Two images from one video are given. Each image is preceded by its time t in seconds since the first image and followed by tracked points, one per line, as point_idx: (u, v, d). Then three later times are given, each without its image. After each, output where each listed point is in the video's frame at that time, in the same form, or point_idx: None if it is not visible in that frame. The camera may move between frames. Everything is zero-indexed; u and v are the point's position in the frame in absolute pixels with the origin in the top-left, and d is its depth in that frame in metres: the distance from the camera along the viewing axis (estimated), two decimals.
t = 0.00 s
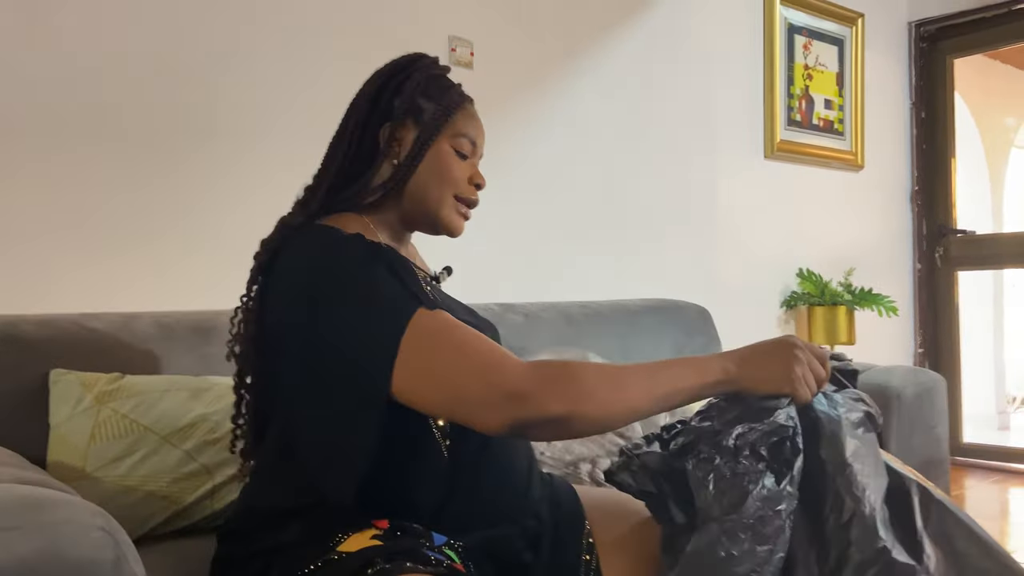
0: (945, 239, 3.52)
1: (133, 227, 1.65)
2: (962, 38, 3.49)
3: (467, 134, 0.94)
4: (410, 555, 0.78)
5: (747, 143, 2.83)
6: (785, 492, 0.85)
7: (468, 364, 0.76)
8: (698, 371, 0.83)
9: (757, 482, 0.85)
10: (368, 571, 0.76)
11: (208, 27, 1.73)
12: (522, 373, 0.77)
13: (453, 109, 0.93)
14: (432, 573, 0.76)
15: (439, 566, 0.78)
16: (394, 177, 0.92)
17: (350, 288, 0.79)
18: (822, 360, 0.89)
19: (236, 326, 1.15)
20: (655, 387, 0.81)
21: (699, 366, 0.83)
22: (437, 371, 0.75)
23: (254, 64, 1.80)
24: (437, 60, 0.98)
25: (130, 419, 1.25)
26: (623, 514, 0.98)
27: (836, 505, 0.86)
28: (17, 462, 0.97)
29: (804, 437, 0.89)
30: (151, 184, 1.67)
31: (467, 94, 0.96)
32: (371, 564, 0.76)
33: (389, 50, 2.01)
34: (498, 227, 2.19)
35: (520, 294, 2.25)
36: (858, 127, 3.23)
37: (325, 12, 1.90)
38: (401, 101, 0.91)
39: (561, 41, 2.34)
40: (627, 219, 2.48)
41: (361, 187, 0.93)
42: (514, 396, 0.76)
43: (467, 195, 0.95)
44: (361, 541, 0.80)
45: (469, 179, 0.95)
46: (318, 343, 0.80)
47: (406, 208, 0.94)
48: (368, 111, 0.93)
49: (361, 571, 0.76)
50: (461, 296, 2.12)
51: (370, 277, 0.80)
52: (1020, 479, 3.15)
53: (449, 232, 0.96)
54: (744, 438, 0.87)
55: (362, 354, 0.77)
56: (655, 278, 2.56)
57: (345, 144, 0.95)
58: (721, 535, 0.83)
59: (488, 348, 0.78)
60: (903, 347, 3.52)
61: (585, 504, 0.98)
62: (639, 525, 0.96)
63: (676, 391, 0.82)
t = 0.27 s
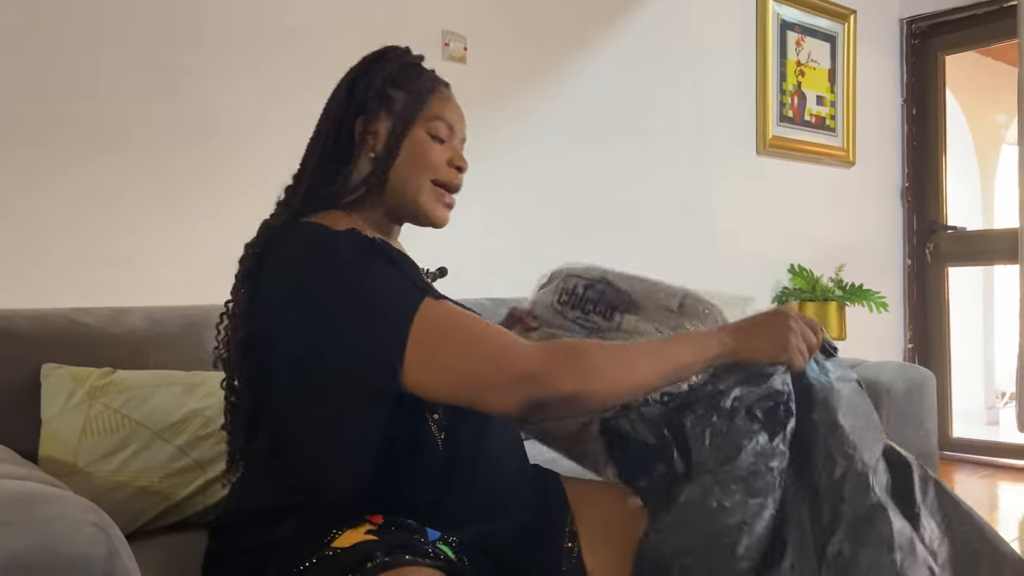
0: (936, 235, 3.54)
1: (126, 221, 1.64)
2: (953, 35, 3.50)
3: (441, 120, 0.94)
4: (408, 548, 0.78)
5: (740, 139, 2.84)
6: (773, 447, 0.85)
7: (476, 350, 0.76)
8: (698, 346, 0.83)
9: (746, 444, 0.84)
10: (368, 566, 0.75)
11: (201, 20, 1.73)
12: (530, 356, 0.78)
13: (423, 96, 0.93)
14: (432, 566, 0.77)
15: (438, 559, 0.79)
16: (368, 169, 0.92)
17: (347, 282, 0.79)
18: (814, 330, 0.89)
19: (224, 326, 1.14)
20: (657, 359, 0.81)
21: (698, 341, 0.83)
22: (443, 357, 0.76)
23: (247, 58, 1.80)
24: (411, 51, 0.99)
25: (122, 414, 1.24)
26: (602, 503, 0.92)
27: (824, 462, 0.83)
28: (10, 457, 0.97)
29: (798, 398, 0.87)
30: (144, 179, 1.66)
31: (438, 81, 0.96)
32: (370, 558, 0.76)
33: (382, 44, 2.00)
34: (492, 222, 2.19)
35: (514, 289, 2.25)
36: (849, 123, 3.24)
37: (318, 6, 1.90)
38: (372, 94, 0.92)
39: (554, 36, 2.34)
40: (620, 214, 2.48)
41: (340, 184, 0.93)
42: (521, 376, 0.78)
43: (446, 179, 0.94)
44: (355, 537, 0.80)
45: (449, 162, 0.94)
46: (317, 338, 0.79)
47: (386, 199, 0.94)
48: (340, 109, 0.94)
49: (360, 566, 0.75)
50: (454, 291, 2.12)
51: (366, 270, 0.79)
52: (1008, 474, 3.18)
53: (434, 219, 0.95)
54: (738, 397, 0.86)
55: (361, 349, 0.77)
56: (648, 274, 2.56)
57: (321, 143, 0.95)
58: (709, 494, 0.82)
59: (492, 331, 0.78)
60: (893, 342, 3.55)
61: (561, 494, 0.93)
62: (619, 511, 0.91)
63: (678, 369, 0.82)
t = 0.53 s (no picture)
0: (935, 233, 3.54)
1: (125, 218, 1.64)
2: (953, 33, 3.50)
3: (365, 96, 0.97)
4: (404, 548, 0.77)
5: (739, 137, 2.84)
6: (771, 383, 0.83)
7: (469, 336, 0.76)
8: (681, 290, 0.83)
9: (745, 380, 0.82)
10: (362, 565, 0.75)
11: (200, 17, 1.72)
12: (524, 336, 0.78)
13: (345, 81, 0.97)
14: (428, 565, 0.76)
15: (434, 559, 0.78)
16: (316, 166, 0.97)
17: (344, 277, 0.79)
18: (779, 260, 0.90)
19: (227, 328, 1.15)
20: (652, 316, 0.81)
21: (681, 285, 0.83)
22: (434, 345, 0.76)
23: (245, 54, 1.79)
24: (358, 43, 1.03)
25: (121, 411, 1.24)
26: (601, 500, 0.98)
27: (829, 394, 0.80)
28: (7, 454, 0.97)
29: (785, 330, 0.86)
30: (142, 175, 1.66)
31: (364, 62, 0.99)
32: (365, 557, 0.75)
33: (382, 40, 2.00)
34: (491, 220, 2.19)
35: (513, 287, 2.25)
36: (849, 121, 3.24)
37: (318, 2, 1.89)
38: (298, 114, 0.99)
39: (554, 34, 2.34)
40: (619, 212, 2.48)
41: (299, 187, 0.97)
42: (520, 364, 0.77)
43: (384, 147, 0.95)
44: (352, 534, 0.79)
45: (378, 130, 0.95)
46: (317, 334, 0.80)
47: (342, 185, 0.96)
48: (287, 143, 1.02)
49: (355, 564, 0.75)
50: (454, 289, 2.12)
51: (362, 265, 0.80)
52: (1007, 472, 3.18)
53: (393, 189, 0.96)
54: (734, 338, 0.84)
55: (359, 343, 0.77)
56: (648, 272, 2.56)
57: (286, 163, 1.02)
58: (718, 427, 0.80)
59: (491, 322, 0.78)
60: (892, 341, 3.55)
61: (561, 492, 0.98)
62: (618, 509, 0.97)
63: (666, 314, 0.82)
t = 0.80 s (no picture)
0: (934, 230, 3.55)
1: (124, 213, 1.64)
2: (953, 29, 3.49)
3: (353, 99, 0.96)
4: (409, 539, 0.78)
5: (739, 133, 2.84)
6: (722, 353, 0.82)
7: (452, 336, 0.77)
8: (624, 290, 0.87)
9: (699, 354, 0.83)
10: (368, 555, 0.75)
11: (198, 12, 1.72)
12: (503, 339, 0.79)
13: (333, 81, 0.95)
14: (434, 556, 0.76)
15: (439, 550, 0.78)
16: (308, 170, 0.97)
17: (340, 274, 0.80)
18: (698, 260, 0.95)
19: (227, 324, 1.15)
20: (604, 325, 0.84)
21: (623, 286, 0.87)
22: (419, 349, 0.77)
23: (244, 50, 1.79)
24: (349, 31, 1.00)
25: (120, 406, 1.25)
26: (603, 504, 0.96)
27: (771, 359, 0.80)
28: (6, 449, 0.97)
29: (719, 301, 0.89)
30: (141, 171, 1.66)
31: (352, 59, 0.97)
32: (370, 549, 0.76)
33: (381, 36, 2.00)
34: (490, 216, 2.19)
35: (513, 282, 2.25)
36: (849, 118, 3.24)
37: None
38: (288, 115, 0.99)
39: (554, 29, 2.34)
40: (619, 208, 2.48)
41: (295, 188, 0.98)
42: (506, 368, 0.78)
43: (374, 152, 0.96)
44: (356, 527, 0.79)
45: (365, 139, 0.95)
46: (316, 329, 0.81)
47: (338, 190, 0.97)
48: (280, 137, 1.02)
49: (360, 556, 0.75)
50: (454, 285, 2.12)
51: (357, 261, 0.80)
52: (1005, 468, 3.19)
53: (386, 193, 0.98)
54: (677, 332, 0.86)
55: (357, 339, 0.78)
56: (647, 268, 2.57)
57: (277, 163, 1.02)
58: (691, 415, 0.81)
59: (475, 323, 0.79)
60: (891, 337, 3.56)
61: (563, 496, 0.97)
62: (617, 510, 0.95)
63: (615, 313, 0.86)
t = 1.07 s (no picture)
0: (934, 226, 3.56)
1: (124, 210, 1.64)
2: (954, 25, 3.49)
3: (384, 94, 0.94)
4: (411, 537, 0.77)
5: (740, 129, 2.84)
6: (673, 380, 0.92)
7: (444, 338, 0.79)
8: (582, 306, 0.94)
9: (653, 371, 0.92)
10: (370, 553, 0.75)
11: (199, 8, 1.72)
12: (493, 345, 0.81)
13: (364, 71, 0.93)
14: (436, 554, 0.76)
15: (440, 548, 0.77)
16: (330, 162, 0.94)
17: (335, 265, 0.81)
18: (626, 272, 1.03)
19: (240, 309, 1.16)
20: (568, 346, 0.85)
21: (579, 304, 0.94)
22: (414, 349, 0.79)
23: (244, 46, 1.79)
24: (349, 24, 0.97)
25: (121, 402, 1.25)
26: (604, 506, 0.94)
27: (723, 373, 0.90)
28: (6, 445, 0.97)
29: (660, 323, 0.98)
30: (141, 167, 1.66)
31: (377, 49, 0.95)
32: (372, 546, 0.76)
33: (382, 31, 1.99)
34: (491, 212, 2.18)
35: (514, 278, 2.25)
36: (850, 114, 3.23)
37: None
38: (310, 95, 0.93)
39: (555, 25, 2.34)
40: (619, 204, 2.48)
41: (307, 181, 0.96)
42: (491, 378, 0.80)
43: (406, 150, 0.95)
44: (358, 523, 0.80)
45: (403, 135, 0.94)
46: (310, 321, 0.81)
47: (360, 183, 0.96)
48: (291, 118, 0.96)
49: (361, 554, 0.76)
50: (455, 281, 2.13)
51: (354, 253, 0.81)
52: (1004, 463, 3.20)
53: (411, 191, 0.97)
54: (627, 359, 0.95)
55: (351, 329, 0.79)
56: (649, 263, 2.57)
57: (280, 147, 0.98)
58: (633, 396, 0.75)
59: (467, 326, 0.81)
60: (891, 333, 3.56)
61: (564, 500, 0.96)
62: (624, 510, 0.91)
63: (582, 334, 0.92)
